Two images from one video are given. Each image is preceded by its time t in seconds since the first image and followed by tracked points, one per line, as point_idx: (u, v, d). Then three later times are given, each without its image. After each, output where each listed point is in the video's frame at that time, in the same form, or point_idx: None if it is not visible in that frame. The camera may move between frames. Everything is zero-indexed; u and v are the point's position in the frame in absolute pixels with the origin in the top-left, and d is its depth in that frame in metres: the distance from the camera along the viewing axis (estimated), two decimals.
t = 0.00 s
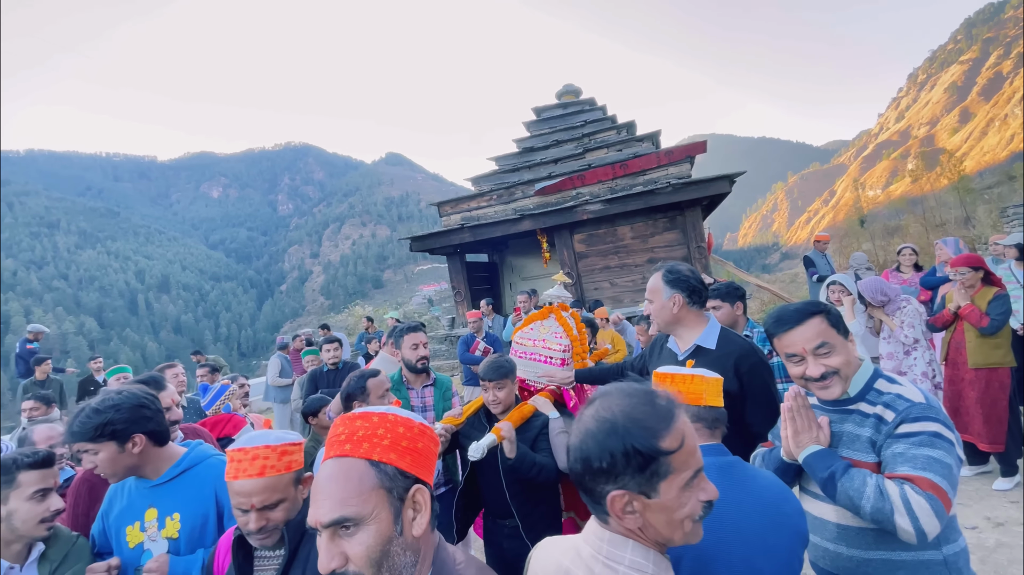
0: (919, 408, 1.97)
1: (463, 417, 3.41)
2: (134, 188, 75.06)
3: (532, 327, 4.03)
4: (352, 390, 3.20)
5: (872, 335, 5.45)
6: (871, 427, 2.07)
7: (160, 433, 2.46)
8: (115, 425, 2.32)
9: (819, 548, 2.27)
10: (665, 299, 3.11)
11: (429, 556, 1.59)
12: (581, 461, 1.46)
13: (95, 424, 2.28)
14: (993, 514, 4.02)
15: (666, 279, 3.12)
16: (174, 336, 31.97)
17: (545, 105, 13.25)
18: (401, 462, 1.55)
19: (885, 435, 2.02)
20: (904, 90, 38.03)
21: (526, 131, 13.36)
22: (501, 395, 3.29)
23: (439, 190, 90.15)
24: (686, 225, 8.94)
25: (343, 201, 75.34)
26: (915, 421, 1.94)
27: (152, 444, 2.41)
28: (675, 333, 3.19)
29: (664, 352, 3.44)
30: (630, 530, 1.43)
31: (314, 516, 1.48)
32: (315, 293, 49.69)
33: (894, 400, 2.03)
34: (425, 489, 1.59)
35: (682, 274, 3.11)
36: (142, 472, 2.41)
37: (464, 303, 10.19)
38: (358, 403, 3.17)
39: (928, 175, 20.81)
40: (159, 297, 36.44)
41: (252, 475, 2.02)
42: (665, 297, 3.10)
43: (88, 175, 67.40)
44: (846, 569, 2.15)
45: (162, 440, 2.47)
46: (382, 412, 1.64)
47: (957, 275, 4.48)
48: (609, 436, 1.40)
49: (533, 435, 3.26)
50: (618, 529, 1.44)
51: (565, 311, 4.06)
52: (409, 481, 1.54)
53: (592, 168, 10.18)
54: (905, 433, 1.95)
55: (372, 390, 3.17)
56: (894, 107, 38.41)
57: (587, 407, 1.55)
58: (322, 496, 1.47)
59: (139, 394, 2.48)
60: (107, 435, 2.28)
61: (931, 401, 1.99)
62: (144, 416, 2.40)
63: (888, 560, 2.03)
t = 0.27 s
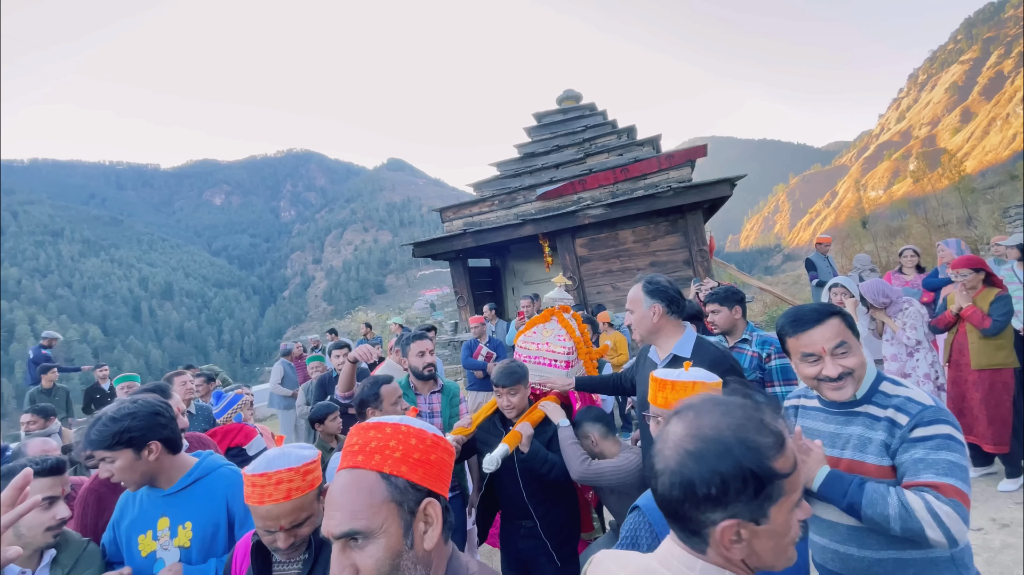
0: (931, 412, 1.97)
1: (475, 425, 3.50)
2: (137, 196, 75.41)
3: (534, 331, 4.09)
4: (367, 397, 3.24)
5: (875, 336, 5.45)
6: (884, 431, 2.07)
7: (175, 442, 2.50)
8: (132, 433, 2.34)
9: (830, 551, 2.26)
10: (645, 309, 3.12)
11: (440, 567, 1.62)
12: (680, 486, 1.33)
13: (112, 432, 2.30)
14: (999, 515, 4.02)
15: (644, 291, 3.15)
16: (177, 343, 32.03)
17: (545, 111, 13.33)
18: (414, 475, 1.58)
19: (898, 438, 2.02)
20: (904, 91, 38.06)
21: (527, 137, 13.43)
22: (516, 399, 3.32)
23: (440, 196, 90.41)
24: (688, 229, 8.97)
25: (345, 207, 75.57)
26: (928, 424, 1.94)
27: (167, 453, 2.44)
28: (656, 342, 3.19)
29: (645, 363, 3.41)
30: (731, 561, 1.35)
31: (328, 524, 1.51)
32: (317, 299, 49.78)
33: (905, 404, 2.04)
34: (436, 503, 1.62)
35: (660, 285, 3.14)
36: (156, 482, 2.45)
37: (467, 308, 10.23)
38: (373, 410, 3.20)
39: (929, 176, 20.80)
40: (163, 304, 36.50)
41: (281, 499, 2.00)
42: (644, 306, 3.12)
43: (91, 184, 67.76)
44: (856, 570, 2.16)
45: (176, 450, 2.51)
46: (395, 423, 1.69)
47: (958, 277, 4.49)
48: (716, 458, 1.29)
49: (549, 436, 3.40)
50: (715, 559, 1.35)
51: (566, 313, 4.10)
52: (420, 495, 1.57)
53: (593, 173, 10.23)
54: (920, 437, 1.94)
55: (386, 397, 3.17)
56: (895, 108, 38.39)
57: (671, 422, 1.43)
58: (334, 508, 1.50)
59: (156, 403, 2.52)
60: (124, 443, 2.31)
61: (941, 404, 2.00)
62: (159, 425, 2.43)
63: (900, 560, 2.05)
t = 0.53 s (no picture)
0: (939, 417, 1.98)
1: (487, 426, 3.53)
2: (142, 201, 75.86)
3: (534, 336, 4.11)
4: (377, 401, 3.23)
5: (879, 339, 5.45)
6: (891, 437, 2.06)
7: (187, 448, 2.53)
8: (147, 439, 2.36)
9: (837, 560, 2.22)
10: (638, 308, 3.13)
11: None
12: (811, 492, 1.30)
13: (128, 438, 2.33)
14: (1003, 519, 4.01)
15: (638, 291, 3.15)
16: (181, 347, 32.14)
17: (547, 115, 13.36)
18: (429, 500, 1.56)
19: (906, 444, 2.02)
20: (907, 92, 38.00)
21: (529, 141, 13.48)
22: (525, 401, 3.34)
23: (443, 199, 90.59)
24: (691, 232, 8.99)
25: (348, 211, 75.81)
26: (934, 429, 1.95)
27: (180, 459, 2.47)
28: (651, 343, 3.18)
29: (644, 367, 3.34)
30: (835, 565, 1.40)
31: (341, 542, 1.54)
32: (320, 303, 49.90)
33: (912, 410, 2.05)
34: (452, 531, 1.58)
35: (652, 284, 3.16)
36: (167, 489, 2.47)
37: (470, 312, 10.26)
38: (383, 415, 3.21)
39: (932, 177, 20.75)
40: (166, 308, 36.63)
41: (294, 510, 2.02)
42: (637, 307, 3.13)
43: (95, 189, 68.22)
44: None
45: (187, 457, 2.53)
46: (416, 439, 1.66)
47: (961, 280, 4.49)
48: (840, 457, 1.32)
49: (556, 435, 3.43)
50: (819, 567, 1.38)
51: (565, 317, 4.15)
52: (434, 521, 1.55)
53: (596, 177, 10.26)
54: (929, 442, 1.94)
55: (397, 402, 3.19)
56: (898, 108, 38.29)
57: (765, 428, 1.41)
58: (347, 528, 1.52)
59: (170, 411, 2.55)
60: (140, 449, 2.33)
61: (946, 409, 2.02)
62: (174, 431, 2.46)
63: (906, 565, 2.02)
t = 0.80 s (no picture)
0: (946, 436, 1.95)
1: (491, 439, 3.52)
2: (147, 206, 76.50)
3: (530, 346, 4.16)
4: (383, 412, 3.24)
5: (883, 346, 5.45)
6: (899, 456, 2.03)
7: (196, 457, 2.56)
8: (159, 447, 2.41)
9: None
10: (649, 322, 3.04)
11: None
12: (854, 505, 1.29)
13: (141, 444, 2.38)
14: (1010, 527, 3.98)
15: (650, 303, 3.05)
16: (185, 352, 32.36)
17: (550, 121, 13.42)
18: (444, 550, 1.52)
19: (912, 463, 2.00)
20: (910, 95, 38.01)
21: (532, 147, 13.54)
22: (526, 409, 3.35)
23: (446, 204, 90.87)
24: (694, 238, 8.99)
25: (352, 216, 76.12)
26: (941, 448, 1.93)
27: (188, 468, 2.50)
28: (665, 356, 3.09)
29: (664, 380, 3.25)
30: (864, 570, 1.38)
31: None
32: (324, 307, 50.10)
33: (919, 427, 2.02)
34: None
35: (668, 297, 3.05)
36: (174, 498, 2.50)
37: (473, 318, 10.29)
38: (388, 426, 3.21)
39: (936, 180, 20.73)
40: (171, 313, 36.90)
41: (301, 527, 2.04)
42: (648, 319, 3.04)
43: (102, 196, 68.91)
44: None
45: (196, 466, 2.56)
46: (430, 480, 1.63)
47: (966, 287, 4.47)
48: (870, 466, 1.33)
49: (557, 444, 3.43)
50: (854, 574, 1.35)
51: (560, 325, 4.22)
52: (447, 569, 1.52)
53: (598, 183, 10.29)
54: (935, 462, 1.92)
55: (403, 414, 3.19)
56: (900, 111, 38.30)
57: (794, 446, 1.39)
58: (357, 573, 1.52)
59: (182, 419, 2.60)
60: (150, 456, 2.37)
61: (953, 426, 1.99)
62: (182, 441, 2.50)
63: None
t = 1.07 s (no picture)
0: (950, 450, 1.93)
1: (488, 451, 3.49)
2: (149, 211, 76.64)
3: (524, 353, 4.18)
4: (377, 421, 3.23)
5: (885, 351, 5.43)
6: (900, 468, 2.03)
7: (190, 472, 2.52)
8: (150, 467, 2.35)
9: None
10: (659, 329, 3.01)
11: None
12: (811, 496, 1.32)
13: (129, 466, 2.31)
14: (1013, 533, 3.96)
15: (660, 309, 3.02)
16: (186, 356, 32.38)
17: (551, 126, 13.45)
18: None
19: (913, 476, 1.99)
20: (910, 99, 38.12)
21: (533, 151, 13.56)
22: (521, 417, 3.34)
23: (447, 208, 91.01)
24: (695, 242, 8.99)
25: (353, 220, 76.22)
26: (945, 461, 1.92)
27: (183, 483, 2.48)
28: (674, 365, 3.05)
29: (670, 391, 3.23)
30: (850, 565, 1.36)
31: None
32: (325, 311, 50.12)
33: (922, 439, 2.00)
34: None
35: (678, 304, 3.01)
36: (171, 512, 2.48)
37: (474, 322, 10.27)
38: (382, 436, 3.21)
39: (937, 183, 20.74)
40: (172, 317, 36.91)
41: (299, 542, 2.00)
42: (657, 326, 3.01)
43: (103, 200, 69.09)
44: None
45: (191, 480, 2.53)
46: (428, 513, 1.62)
47: (968, 292, 4.47)
48: (837, 465, 1.32)
49: (555, 451, 3.32)
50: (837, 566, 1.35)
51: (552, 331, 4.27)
52: None
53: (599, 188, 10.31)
54: (937, 475, 1.91)
55: (397, 422, 3.15)
56: (901, 115, 38.38)
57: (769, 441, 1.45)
58: None
59: (170, 434, 2.54)
60: (142, 476, 2.32)
61: (959, 439, 1.96)
62: (175, 457, 2.45)
63: None
